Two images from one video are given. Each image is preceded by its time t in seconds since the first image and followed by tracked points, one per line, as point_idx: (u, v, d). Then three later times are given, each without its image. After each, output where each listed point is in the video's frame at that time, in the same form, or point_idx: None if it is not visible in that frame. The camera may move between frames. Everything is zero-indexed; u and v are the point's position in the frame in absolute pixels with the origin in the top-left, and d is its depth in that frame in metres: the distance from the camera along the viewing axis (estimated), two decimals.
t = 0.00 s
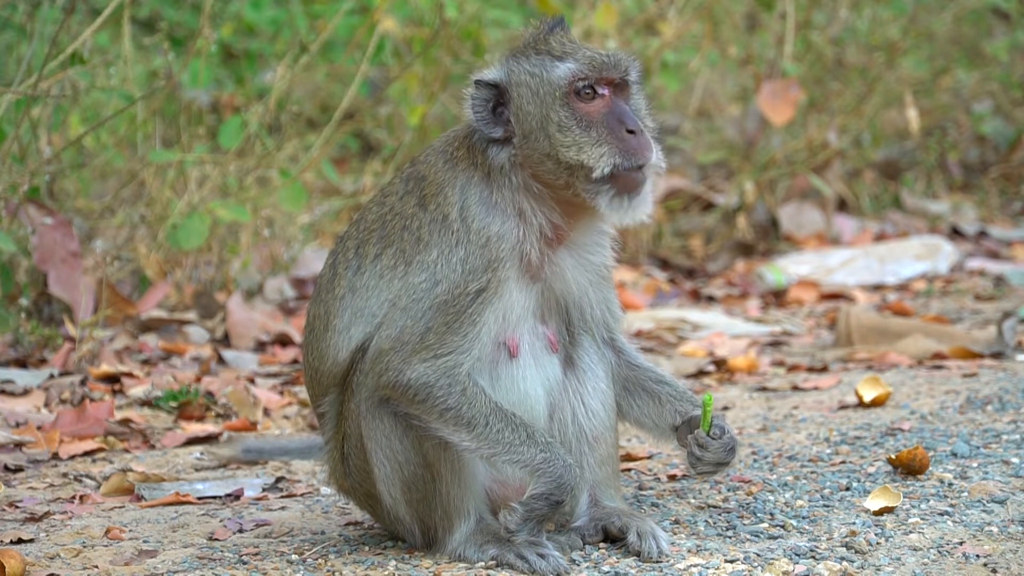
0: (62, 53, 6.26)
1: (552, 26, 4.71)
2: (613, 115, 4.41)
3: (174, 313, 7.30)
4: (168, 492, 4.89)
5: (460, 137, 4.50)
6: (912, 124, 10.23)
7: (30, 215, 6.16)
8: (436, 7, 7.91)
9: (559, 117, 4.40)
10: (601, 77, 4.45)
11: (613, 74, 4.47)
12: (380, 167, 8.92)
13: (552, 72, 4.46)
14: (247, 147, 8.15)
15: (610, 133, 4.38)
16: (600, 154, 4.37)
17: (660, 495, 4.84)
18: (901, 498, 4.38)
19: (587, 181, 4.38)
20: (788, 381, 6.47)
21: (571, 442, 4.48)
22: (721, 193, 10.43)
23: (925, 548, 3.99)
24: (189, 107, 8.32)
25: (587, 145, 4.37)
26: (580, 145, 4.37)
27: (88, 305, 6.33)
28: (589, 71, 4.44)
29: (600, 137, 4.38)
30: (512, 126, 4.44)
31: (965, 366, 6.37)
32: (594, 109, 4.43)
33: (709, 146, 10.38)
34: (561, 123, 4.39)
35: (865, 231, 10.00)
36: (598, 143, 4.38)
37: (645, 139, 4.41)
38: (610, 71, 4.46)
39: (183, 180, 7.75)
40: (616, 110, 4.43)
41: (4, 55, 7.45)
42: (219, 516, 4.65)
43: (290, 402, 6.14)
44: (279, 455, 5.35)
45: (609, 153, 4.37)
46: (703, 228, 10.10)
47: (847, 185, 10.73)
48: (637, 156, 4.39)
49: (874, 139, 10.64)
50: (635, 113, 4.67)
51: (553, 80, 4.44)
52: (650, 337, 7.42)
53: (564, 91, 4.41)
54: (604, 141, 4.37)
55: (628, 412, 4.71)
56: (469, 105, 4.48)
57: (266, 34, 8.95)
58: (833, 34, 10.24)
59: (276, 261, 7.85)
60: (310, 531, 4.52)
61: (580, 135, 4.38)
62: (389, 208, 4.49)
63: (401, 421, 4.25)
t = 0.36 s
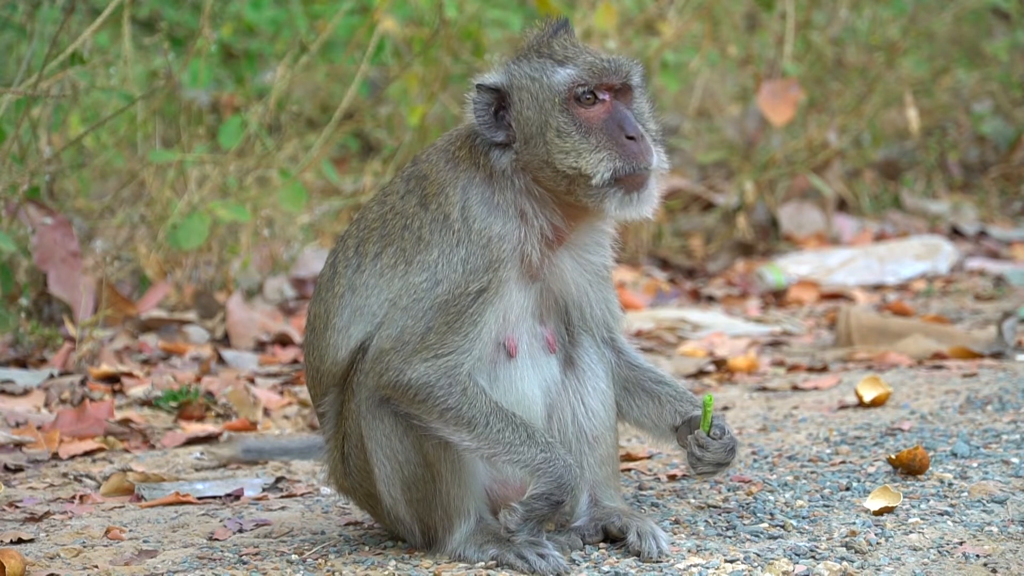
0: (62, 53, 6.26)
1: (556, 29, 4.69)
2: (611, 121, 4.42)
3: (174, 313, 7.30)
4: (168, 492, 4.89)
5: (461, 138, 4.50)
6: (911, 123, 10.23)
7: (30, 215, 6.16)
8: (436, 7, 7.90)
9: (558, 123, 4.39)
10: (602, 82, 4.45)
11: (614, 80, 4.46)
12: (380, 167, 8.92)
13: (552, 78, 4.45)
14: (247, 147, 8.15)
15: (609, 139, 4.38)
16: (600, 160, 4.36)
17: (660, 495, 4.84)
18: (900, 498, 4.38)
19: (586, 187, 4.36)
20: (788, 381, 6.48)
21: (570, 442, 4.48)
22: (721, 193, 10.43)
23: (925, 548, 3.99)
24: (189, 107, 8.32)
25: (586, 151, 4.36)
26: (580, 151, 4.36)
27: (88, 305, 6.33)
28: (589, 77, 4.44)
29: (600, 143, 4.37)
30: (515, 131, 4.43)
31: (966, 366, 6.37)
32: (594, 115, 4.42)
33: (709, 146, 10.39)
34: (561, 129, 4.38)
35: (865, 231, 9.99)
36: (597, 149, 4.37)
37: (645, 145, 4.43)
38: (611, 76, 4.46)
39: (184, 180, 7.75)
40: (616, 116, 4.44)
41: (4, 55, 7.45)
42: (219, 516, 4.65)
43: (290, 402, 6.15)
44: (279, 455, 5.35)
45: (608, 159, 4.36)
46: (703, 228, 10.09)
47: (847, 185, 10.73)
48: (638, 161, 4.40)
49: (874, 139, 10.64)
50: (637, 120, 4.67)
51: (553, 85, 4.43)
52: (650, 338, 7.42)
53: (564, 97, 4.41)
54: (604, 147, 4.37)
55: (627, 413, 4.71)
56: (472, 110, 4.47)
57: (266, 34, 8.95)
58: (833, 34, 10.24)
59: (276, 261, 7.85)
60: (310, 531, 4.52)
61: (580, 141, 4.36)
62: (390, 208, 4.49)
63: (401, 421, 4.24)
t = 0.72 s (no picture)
0: (62, 52, 6.26)
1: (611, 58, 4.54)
2: (638, 181, 4.29)
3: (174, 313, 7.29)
4: (168, 492, 4.89)
5: (481, 130, 4.41)
6: (911, 124, 10.22)
7: (30, 215, 6.16)
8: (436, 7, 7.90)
9: (589, 169, 4.27)
10: (643, 141, 4.29)
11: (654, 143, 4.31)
12: (380, 167, 8.92)
13: (598, 117, 4.26)
14: (247, 147, 8.15)
15: (628, 199, 4.28)
16: (612, 219, 4.30)
17: (661, 495, 4.84)
18: (900, 497, 4.38)
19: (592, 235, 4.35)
20: (788, 381, 6.48)
21: (569, 442, 4.50)
22: (721, 193, 10.43)
23: (925, 548, 3.99)
24: (189, 107, 8.33)
25: (603, 207, 4.29)
26: (600, 199, 4.28)
27: (88, 305, 6.33)
28: (634, 131, 4.26)
29: (616, 201, 4.29)
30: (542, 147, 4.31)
31: (966, 366, 6.37)
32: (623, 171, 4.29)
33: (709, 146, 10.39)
34: (588, 176, 4.28)
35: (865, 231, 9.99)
36: (614, 207, 4.29)
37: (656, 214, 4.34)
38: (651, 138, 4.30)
39: (183, 180, 7.76)
40: (642, 179, 4.31)
41: (4, 55, 7.45)
42: (219, 517, 4.65)
43: (290, 402, 6.15)
44: (279, 455, 5.36)
45: (619, 219, 4.31)
46: (703, 228, 10.09)
47: (847, 185, 10.73)
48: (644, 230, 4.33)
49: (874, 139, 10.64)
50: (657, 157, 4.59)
51: (601, 128, 4.25)
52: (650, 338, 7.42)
53: (604, 144, 4.25)
54: (619, 207, 4.29)
55: (649, 387, 4.80)
56: (506, 101, 4.31)
57: (267, 34, 8.96)
58: (833, 34, 10.24)
59: (276, 261, 7.85)
60: (310, 531, 4.52)
61: (602, 194, 4.28)
62: (384, 208, 4.49)
63: (398, 422, 4.24)
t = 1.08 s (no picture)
0: (62, 53, 6.27)
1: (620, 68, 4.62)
2: (638, 194, 4.38)
3: (174, 313, 7.29)
4: (168, 492, 4.89)
5: (484, 135, 4.45)
6: (911, 123, 10.22)
7: (30, 215, 6.16)
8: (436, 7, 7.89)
9: (599, 180, 4.36)
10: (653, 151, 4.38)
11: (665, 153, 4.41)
12: (380, 167, 8.92)
13: (603, 125, 4.35)
14: (247, 147, 8.15)
15: (629, 212, 4.37)
16: (616, 231, 4.39)
17: (660, 495, 4.84)
18: (900, 498, 4.38)
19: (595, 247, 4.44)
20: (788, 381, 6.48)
21: (568, 442, 4.51)
22: (721, 194, 10.44)
23: (925, 548, 3.99)
24: (189, 107, 8.33)
25: (609, 217, 4.37)
26: (602, 212, 4.37)
27: (88, 305, 6.33)
28: (644, 141, 4.36)
29: (621, 211, 4.38)
30: (553, 154, 4.38)
31: (966, 366, 6.36)
32: (630, 182, 4.38)
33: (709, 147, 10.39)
34: (598, 187, 4.36)
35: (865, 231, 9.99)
36: (618, 218, 4.38)
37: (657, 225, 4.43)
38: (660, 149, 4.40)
39: (184, 180, 7.75)
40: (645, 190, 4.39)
41: (5, 55, 7.45)
42: (219, 517, 4.65)
43: (290, 402, 6.15)
44: (280, 455, 5.36)
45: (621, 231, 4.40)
46: (703, 228, 10.09)
47: (847, 185, 10.73)
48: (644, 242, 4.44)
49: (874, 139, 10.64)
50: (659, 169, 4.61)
51: (609, 140, 4.34)
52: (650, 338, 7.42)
53: (614, 155, 4.33)
54: (622, 217, 4.38)
55: (651, 385, 4.80)
56: (517, 109, 4.39)
57: (267, 34, 8.96)
58: (833, 34, 10.24)
59: (276, 261, 7.85)
60: (310, 531, 4.52)
61: (608, 205, 4.37)
62: (382, 207, 4.49)
63: (397, 423, 4.24)
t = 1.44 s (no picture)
0: (62, 53, 6.26)
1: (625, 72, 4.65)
2: (658, 193, 4.38)
3: (174, 313, 7.29)
4: (168, 492, 4.89)
5: (493, 142, 4.46)
6: (911, 123, 10.22)
7: (30, 215, 6.16)
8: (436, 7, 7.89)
9: (613, 182, 4.37)
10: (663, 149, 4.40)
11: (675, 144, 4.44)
12: (380, 167, 8.92)
13: (615, 130, 4.38)
14: (247, 147, 8.15)
15: (649, 212, 4.37)
16: (634, 232, 4.39)
17: (660, 495, 4.84)
18: (900, 498, 4.38)
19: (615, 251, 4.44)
20: (788, 381, 6.48)
21: (569, 442, 4.53)
22: (721, 193, 10.43)
23: (925, 548, 3.99)
24: (189, 107, 8.33)
25: (624, 220, 4.38)
26: (617, 213, 4.38)
27: (88, 305, 6.33)
28: (655, 141, 4.37)
29: (637, 213, 4.38)
30: (563, 160, 4.39)
31: (966, 366, 6.36)
32: (645, 181, 4.39)
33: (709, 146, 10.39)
34: (612, 189, 4.37)
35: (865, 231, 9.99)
36: (634, 220, 4.38)
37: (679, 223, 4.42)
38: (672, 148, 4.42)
39: (183, 180, 7.75)
40: (661, 189, 4.39)
41: (5, 55, 7.45)
42: (219, 517, 4.65)
43: (291, 402, 6.15)
44: (279, 455, 5.36)
45: (642, 232, 4.39)
46: (703, 228, 10.08)
47: (847, 185, 10.73)
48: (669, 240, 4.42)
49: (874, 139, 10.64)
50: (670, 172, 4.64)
51: (616, 139, 4.36)
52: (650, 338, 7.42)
53: (625, 156, 4.35)
54: (640, 219, 4.38)
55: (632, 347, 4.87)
56: (524, 118, 4.40)
57: (267, 34, 8.95)
58: (833, 34, 10.24)
59: (276, 261, 7.85)
60: (310, 531, 4.52)
61: (622, 207, 4.37)
62: (389, 207, 4.49)
63: (399, 422, 4.24)
